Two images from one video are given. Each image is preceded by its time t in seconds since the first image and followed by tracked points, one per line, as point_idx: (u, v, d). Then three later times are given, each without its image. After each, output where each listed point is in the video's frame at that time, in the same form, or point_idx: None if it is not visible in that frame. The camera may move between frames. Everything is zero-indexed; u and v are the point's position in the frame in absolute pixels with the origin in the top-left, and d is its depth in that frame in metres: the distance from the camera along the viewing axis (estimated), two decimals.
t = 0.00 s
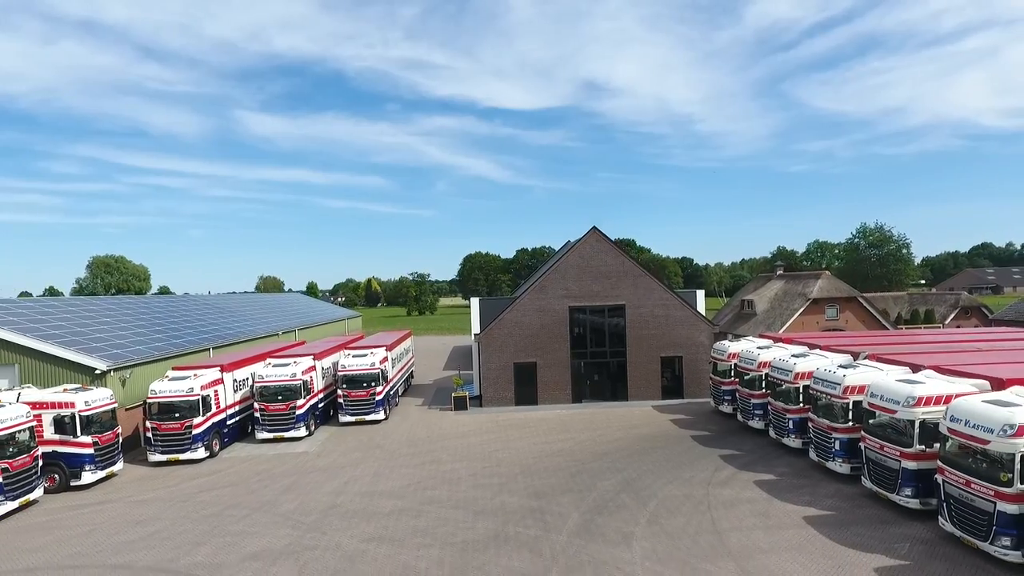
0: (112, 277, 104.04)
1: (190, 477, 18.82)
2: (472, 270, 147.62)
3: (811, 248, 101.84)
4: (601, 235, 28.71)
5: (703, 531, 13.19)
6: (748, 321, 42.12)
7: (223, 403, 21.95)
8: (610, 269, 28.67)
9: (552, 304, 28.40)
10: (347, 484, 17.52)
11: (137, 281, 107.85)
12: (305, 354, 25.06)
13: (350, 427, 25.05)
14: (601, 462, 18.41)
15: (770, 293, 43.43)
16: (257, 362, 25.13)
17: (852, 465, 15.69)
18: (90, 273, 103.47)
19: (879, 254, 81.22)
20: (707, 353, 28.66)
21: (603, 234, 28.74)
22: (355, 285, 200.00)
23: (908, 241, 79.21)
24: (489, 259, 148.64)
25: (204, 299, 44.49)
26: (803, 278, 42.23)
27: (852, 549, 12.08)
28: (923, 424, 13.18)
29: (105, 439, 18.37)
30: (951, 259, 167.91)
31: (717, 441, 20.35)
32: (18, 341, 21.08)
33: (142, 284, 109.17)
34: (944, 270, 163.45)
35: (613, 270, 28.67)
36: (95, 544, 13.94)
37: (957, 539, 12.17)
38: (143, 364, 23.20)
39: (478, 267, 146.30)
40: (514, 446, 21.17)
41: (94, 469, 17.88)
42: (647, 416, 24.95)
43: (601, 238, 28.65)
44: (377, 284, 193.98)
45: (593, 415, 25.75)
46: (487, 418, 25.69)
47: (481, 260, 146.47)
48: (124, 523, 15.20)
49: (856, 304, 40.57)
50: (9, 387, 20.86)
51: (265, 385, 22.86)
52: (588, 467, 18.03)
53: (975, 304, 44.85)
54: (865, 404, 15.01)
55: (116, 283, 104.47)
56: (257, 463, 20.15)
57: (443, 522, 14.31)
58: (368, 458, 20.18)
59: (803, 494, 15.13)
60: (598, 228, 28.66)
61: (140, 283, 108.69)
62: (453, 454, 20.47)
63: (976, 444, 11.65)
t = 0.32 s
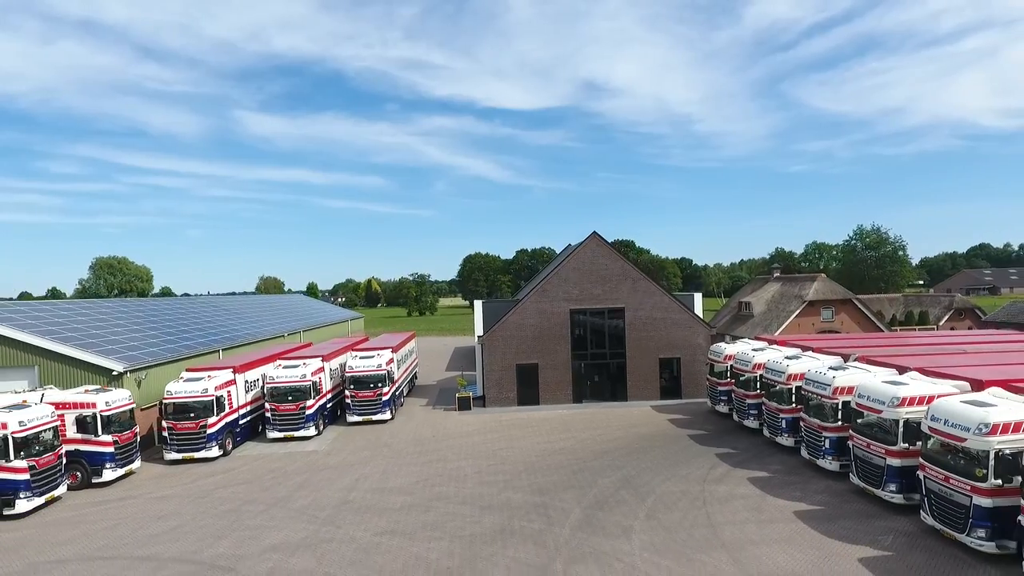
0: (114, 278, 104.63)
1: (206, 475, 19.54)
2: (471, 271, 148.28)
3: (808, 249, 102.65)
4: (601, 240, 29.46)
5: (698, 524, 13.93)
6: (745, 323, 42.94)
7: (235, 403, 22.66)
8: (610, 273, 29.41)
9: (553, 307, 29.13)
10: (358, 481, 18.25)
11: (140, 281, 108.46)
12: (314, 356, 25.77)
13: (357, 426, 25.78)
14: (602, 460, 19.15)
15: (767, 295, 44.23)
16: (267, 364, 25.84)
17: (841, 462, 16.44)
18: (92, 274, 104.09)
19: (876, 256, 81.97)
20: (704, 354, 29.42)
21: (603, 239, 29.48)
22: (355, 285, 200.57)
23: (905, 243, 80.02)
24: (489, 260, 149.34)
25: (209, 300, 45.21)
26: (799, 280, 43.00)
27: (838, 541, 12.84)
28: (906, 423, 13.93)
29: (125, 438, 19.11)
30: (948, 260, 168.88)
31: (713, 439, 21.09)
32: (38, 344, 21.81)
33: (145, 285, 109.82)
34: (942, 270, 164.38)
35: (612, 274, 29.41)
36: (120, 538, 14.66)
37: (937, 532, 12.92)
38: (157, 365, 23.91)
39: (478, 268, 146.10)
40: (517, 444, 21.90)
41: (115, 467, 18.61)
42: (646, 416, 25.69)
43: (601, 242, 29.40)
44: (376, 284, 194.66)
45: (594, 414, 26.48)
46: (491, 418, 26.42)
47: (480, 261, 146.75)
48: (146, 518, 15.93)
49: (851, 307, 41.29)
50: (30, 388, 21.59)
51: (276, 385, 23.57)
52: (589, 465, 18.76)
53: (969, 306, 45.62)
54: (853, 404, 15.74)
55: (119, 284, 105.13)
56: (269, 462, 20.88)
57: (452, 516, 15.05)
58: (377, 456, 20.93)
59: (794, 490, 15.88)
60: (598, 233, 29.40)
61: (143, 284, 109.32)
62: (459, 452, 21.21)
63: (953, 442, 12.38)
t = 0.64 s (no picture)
0: (117, 278, 105.41)
1: (221, 472, 20.31)
2: (471, 272, 149.09)
3: (806, 250, 103.60)
4: (601, 244, 30.24)
5: (694, 518, 14.73)
6: (742, 324, 43.81)
7: (248, 403, 23.43)
8: (609, 277, 30.20)
9: (555, 310, 29.90)
10: (369, 478, 19.04)
11: (142, 282, 109.15)
12: (323, 357, 26.52)
13: (365, 426, 26.54)
14: (602, 458, 19.94)
15: (764, 296, 45.05)
16: (277, 365, 26.59)
17: (831, 460, 17.23)
18: (95, 275, 104.82)
19: (872, 257, 82.82)
20: (701, 356, 30.21)
21: (603, 243, 30.26)
22: (355, 286, 201.26)
23: (901, 245, 80.86)
24: (489, 261, 150.22)
25: (215, 302, 45.94)
26: (795, 283, 43.85)
27: (825, 534, 13.64)
28: (891, 422, 14.69)
29: (143, 437, 19.90)
30: (946, 262, 169.84)
31: (710, 438, 21.89)
32: (58, 346, 22.57)
33: (147, 285, 110.51)
34: (939, 271, 165.39)
35: (612, 277, 30.20)
36: (145, 531, 15.43)
37: (919, 525, 13.70)
38: (171, 367, 24.67)
39: (478, 269, 147.35)
40: (520, 443, 22.69)
41: (134, 464, 19.40)
42: (645, 415, 26.50)
43: (601, 247, 30.18)
44: (377, 284, 195.50)
45: (594, 414, 27.25)
46: (494, 418, 27.19)
47: (480, 262, 147.64)
48: (168, 513, 16.70)
49: (846, 309, 42.11)
50: (50, 389, 22.36)
51: (286, 386, 24.32)
52: (590, 463, 19.54)
53: (962, 307, 46.44)
54: (842, 404, 16.53)
55: (122, 284, 105.93)
56: (281, 460, 21.64)
57: (460, 511, 15.83)
58: (385, 455, 21.70)
59: (786, 486, 16.68)
60: (598, 238, 30.20)
61: (145, 284, 110.01)
62: (464, 450, 21.99)
63: (933, 439, 13.15)
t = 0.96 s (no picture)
0: (121, 280, 106.29)
1: (236, 470, 21.12)
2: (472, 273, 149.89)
3: (804, 251, 104.45)
4: (601, 249, 31.05)
5: (689, 511, 15.56)
6: (740, 326, 44.62)
7: (260, 403, 24.25)
8: (609, 280, 31.02)
9: (556, 312, 30.72)
10: (379, 474, 19.87)
11: (146, 284, 109.94)
12: (331, 358, 27.32)
13: (372, 425, 27.35)
14: (602, 456, 20.77)
15: (761, 298, 45.87)
16: (287, 366, 27.40)
17: (821, 457, 18.05)
18: (99, 276, 105.71)
19: (868, 259, 83.69)
20: (698, 357, 31.04)
21: (602, 248, 31.07)
22: (356, 286, 202.00)
23: (896, 247, 81.73)
24: (489, 262, 151.07)
25: (222, 304, 46.77)
26: (791, 285, 44.66)
27: (813, 526, 14.47)
28: (876, 421, 15.53)
29: (161, 436, 20.73)
30: (943, 262, 170.72)
31: (706, 437, 22.72)
32: (77, 348, 23.37)
33: (150, 287, 111.35)
34: (937, 272, 166.30)
35: (611, 281, 31.03)
36: (168, 525, 16.25)
37: (901, 518, 14.53)
38: (185, 368, 25.48)
39: (478, 270, 148.09)
40: (523, 442, 23.51)
41: (153, 462, 20.23)
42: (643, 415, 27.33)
43: (600, 251, 30.99)
44: (377, 285, 196.37)
45: (594, 414, 28.07)
46: (497, 417, 28.01)
47: (480, 263, 148.48)
48: (188, 507, 17.52)
49: (841, 310, 42.93)
50: (69, 389, 23.15)
51: (296, 387, 25.12)
52: (591, 460, 20.36)
53: (955, 309, 47.25)
54: (830, 404, 17.35)
55: (126, 285, 106.78)
56: (293, 458, 22.46)
57: (468, 505, 16.67)
58: (393, 453, 22.52)
59: (777, 482, 17.51)
60: (598, 243, 31.01)
61: (148, 286, 110.71)
62: (469, 448, 22.81)
63: (913, 437, 13.97)
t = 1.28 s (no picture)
0: (124, 280, 107.07)
1: (249, 467, 21.97)
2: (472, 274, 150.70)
3: (801, 253, 105.36)
4: (600, 253, 31.91)
5: (684, 505, 16.42)
6: (736, 327, 45.51)
7: (270, 403, 25.08)
8: (608, 284, 31.88)
9: (556, 315, 31.56)
10: (387, 471, 20.72)
11: (149, 285, 110.66)
12: (338, 359, 28.18)
13: (377, 424, 28.20)
14: (601, 454, 21.61)
15: (757, 300, 46.74)
16: (295, 367, 28.24)
17: (810, 454, 18.90)
18: (102, 277, 106.55)
19: (864, 261, 84.68)
20: (694, 358, 31.91)
21: (602, 252, 31.93)
22: (356, 286, 202.78)
23: (892, 249, 82.69)
24: (489, 263, 151.94)
25: (228, 306, 47.59)
26: (786, 287, 45.51)
27: (800, 518, 15.33)
28: (860, 419, 16.40)
29: (177, 434, 21.58)
30: (940, 263, 171.79)
31: (701, 435, 23.58)
32: (95, 350, 24.16)
33: (153, 288, 112.11)
34: (934, 273, 167.27)
35: (611, 284, 31.89)
36: (188, 519, 17.09)
37: (883, 511, 15.38)
38: (198, 369, 26.29)
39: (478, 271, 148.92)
40: (525, 440, 24.36)
41: (170, 459, 21.07)
42: (641, 414, 28.19)
43: (599, 255, 31.85)
44: (377, 286, 197.13)
45: (593, 413, 28.91)
46: (499, 417, 28.86)
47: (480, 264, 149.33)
48: (206, 502, 18.35)
49: (835, 312, 43.82)
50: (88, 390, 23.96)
51: (306, 388, 25.97)
52: (590, 457, 21.21)
53: (947, 311, 48.17)
54: (818, 403, 18.21)
55: (128, 286, 107.55)
56: (303, 456, 23.31)
57: (473, 499, 17.52)
58: (400, 451, 23.39)
59: (768, 478, 18.37)
60: (597, 247, 31.88)
61: (151, 287, 111.42)
62: (473, 446, 23.66)
63: (893, 434, 14.80)
